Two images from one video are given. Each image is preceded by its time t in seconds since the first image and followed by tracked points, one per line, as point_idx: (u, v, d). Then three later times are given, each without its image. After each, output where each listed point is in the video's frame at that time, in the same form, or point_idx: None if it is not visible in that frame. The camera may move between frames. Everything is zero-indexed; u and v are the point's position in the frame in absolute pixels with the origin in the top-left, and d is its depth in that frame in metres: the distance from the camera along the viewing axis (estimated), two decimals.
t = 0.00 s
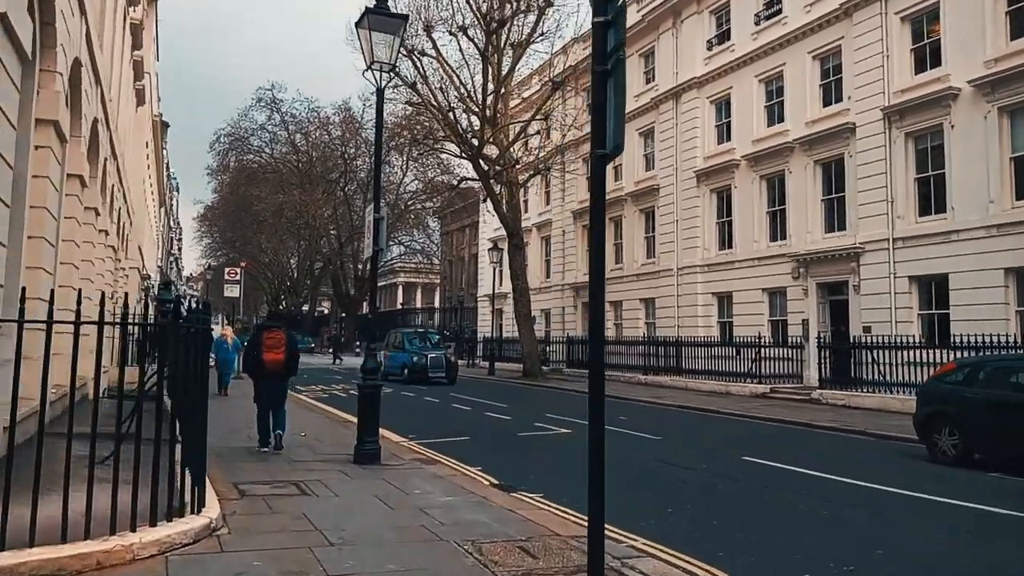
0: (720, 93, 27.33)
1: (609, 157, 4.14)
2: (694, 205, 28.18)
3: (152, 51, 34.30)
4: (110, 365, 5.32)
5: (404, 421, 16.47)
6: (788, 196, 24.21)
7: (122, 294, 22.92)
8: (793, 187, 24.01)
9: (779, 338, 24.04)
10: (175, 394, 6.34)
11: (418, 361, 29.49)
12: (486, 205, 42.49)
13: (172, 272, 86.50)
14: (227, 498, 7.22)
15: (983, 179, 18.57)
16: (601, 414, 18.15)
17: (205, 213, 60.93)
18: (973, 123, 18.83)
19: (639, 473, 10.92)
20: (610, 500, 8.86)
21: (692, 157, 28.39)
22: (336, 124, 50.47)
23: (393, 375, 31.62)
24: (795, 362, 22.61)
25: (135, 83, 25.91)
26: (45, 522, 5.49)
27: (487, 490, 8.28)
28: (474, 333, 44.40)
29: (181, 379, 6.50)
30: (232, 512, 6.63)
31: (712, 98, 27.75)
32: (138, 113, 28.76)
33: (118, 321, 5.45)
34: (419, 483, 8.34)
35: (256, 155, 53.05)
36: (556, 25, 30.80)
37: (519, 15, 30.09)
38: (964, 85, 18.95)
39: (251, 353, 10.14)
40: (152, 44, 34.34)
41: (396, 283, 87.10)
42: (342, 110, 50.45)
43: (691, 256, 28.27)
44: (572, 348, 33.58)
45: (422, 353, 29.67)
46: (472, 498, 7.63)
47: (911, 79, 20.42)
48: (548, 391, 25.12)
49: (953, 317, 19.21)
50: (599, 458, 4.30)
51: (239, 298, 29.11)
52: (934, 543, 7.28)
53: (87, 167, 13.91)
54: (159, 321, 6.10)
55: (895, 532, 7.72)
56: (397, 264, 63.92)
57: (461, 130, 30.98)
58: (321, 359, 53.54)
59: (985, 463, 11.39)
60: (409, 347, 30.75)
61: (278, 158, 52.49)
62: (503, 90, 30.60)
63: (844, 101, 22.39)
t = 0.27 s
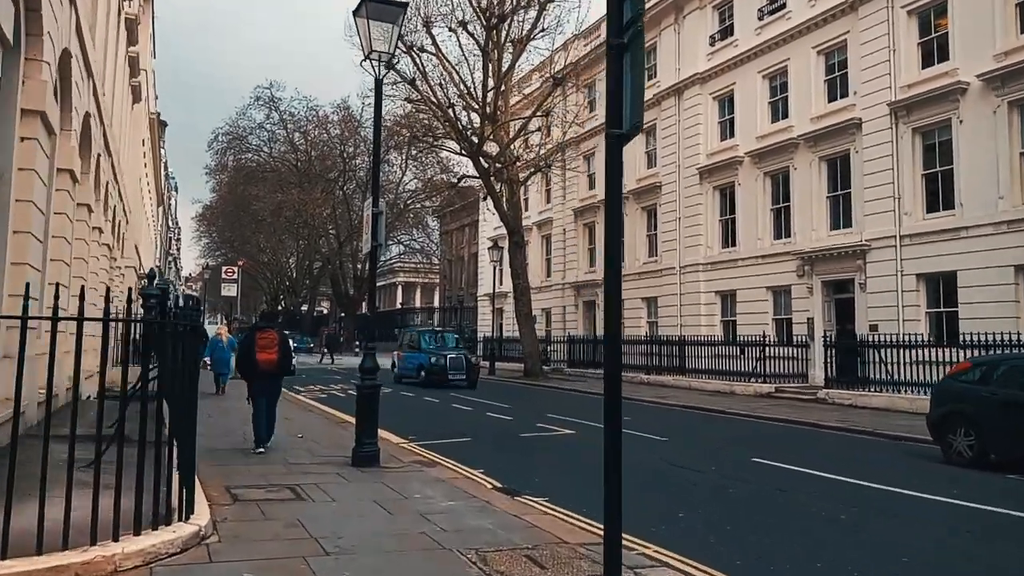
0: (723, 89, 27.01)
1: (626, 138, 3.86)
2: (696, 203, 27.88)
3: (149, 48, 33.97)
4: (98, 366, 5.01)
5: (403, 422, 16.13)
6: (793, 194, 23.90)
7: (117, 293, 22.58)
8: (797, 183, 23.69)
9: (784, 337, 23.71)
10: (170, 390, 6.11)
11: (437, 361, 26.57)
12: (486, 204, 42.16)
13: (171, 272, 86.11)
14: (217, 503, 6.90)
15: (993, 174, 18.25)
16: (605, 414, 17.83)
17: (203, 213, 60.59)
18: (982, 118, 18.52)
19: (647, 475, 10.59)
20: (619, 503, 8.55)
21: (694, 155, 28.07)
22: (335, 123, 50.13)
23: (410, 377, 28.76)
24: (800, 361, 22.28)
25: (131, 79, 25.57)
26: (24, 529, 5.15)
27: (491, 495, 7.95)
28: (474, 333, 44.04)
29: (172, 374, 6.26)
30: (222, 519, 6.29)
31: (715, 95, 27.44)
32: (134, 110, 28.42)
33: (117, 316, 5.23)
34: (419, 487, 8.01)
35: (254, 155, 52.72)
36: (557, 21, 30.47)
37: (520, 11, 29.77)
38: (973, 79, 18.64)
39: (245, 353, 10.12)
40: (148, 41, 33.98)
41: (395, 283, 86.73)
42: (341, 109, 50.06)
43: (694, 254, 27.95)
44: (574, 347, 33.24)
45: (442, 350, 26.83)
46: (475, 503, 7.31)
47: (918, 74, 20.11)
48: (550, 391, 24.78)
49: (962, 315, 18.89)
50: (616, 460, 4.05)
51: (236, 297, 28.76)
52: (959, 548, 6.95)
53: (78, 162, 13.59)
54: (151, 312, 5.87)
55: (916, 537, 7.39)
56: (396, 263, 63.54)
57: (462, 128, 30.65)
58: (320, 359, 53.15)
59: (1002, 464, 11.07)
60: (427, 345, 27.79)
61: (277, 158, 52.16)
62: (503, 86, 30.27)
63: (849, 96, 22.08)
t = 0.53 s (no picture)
0: (727, 85, 26.64)
1: (648, 112, 3.51)
2: (700, 200, 27.51)
3: (145, 43, 33.51)
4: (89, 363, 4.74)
5: (402, 422, 15.74)
6: (799, 190, 23.52)
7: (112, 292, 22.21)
8: (803, 180, 23.33)
9: (789, 336, 23.34)
10: (164, 394, 5.85)
11: (461, 364, 23.27)
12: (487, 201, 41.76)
13: (170, 271, 85.67)
14: (204, 511, 6.52)
15: (1005, 169, 17.87)
16: (608, 415, 17.45)
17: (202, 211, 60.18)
18: (993, 112, 18.15)
19: (655, 478, 10.22)
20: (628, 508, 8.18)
21: (697, 151, 27.69)
22: (334, 120, 49.70)
23: (428, 381, 25.41)
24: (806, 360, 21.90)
25: (125, 74, 25.13)
26: None
27: (495, 500, 7.60)
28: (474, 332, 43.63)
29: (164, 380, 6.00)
30: (208, 528, 5.91)
31: (719, 90, 27.06)
32: (130, 106, 28.01)
33: (111, 312, 4.94)
34: (419, 492, 7.65)
35: (253, 152, 52.30)
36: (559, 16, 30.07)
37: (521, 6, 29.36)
38: (984, 72, 18.27)
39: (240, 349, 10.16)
40: (144, 35, 33.53)
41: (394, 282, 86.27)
42: (340, 106, 49.68)
43: (697, 252, 27.58)
44: (575, 346, 32.86)
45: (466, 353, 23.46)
46: (478, 509, 6.96)
47: (927, 68, 19.74)
48: (552, 391, 24.40)
49: (972, 314, 18.53)
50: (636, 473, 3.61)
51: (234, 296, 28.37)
52: (987, 558, 6.59)
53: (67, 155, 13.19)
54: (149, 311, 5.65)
55: (941, 545, 7.03)
56: (395, 262, 63.09)
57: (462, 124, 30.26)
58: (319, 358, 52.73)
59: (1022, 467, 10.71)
60: (449, 346, 24.54)
61: (275, 155, 51.74)
62: (504, 82, 29.87)
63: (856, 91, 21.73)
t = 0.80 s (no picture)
0: (731, 83, 26.33)
1: (674, 92, 3.20)
2: (703, 199, 27.22)
3: (143, 41, 33.20)
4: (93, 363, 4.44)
5: (402, 424, 15.45)
6: (804, 189, 23.23)
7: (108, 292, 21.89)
8: (809, 178, 23.02)
9: (795, 336, 23.03)
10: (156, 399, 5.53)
11: (489, 368, 20.65)
12: (487, 201, 41.49)
13: (169, 272, 85.38)
14: (192, 520, 6.17)
15: (1015, 167, 17.56)
16: (613, 416, 17.14)
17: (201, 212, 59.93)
18: (1003, 109, 17.85)
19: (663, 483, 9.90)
20: (638, 515, 7.86)
21: (701, 150, 27.38)
22: (334, 121, 49.42)
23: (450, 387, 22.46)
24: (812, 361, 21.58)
25: (121, 72, 24.81)
26: None
27: (499, 508, 7.30)
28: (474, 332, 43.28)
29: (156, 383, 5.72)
30: (198, 541, 5.57)
31: (722, 88, 26.76)
32: (127, 105, 27.70)
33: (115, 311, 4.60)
34: (420, 500, 7.33)
35: (253, 153, 52.00)
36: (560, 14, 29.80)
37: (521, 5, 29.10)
38: (994, 68, 17.95)
39: (233, 352, 9.97)
40: (143, 33, 33.22)
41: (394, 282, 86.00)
42: (340, 106, 49.42)
43: (700, 251, 27.28)
44: (577, 347, 32.55)
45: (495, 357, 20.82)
46: (482, 518, 6.66)
47: (936, 65, 19.42)
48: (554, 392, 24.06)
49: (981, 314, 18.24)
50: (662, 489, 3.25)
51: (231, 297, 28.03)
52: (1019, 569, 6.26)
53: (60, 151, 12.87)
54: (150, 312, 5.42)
55: (970, 555, 6.68)
56: (395, 262, 62.80)
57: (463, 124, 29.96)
58: (319, 359, 52.40)
59: None
60: (474, 347, 21.86)
61: (275, 156, 51.45)
62: (505, 80, 29.56)
63: (862, 89, 21.43)
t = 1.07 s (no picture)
0: (736, 79, 26.01)
1: (713, 54, 2.92)
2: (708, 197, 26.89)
3: (142, 38, 32.90)
4: (91, 358, 4.18)
5: (403, 425, 15.13)
6: (810, 187, 22.92)
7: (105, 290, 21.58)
8: (816, 175, 22.71)
9: (802, 336, 22.71)
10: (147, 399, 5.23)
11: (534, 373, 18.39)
12: (489, 200, 41.20)
13: (169, 271, 85.05)
14: (182, 527, 5.83)
15: None
16: (619, 417, 16.83)
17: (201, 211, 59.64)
18: (1016, 104, 17.53)
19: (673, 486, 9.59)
20: (651, 520, 7.55)
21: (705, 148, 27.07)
22: (334, 119, 49.09)
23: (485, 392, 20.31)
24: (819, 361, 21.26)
25: (120, 68, 24.52)
26: None
27: (507, 513, 6.99)
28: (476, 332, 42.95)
29: (144, 386, 5.44)
30: (189, 550, 5.25)
31: (727, 85, 26.44)
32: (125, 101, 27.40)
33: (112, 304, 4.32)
34: (424, 504, 7.03)
35: (253, 151, 51.68)
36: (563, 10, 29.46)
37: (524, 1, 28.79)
38: (1007, 63, 17.63)
39: (225, 348, 10.62)
40: (142, 30, 32.91)
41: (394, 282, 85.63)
42: (341, 104, 49.09)
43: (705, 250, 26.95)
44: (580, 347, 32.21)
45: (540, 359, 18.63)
46: (490, 524, 6.36)
47: (946, 60, 19.09)
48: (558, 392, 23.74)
49: (993, 313, 17.93)
50: (702, 506, 2.92)
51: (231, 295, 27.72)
52: None
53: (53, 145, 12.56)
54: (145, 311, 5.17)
55: (1000, 564, 6.38)
56: (396, 261, 62.49)
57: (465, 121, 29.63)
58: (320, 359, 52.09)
59: None
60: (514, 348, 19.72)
61: (275, 154, 51.14)
62: (507, 77, 29.24)
63: (870, 85, 21.12)
